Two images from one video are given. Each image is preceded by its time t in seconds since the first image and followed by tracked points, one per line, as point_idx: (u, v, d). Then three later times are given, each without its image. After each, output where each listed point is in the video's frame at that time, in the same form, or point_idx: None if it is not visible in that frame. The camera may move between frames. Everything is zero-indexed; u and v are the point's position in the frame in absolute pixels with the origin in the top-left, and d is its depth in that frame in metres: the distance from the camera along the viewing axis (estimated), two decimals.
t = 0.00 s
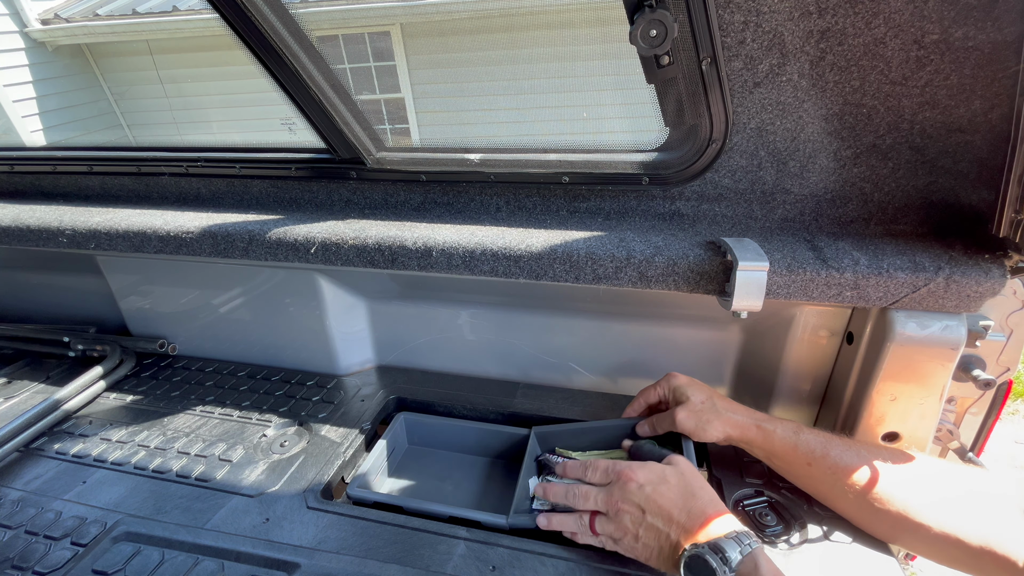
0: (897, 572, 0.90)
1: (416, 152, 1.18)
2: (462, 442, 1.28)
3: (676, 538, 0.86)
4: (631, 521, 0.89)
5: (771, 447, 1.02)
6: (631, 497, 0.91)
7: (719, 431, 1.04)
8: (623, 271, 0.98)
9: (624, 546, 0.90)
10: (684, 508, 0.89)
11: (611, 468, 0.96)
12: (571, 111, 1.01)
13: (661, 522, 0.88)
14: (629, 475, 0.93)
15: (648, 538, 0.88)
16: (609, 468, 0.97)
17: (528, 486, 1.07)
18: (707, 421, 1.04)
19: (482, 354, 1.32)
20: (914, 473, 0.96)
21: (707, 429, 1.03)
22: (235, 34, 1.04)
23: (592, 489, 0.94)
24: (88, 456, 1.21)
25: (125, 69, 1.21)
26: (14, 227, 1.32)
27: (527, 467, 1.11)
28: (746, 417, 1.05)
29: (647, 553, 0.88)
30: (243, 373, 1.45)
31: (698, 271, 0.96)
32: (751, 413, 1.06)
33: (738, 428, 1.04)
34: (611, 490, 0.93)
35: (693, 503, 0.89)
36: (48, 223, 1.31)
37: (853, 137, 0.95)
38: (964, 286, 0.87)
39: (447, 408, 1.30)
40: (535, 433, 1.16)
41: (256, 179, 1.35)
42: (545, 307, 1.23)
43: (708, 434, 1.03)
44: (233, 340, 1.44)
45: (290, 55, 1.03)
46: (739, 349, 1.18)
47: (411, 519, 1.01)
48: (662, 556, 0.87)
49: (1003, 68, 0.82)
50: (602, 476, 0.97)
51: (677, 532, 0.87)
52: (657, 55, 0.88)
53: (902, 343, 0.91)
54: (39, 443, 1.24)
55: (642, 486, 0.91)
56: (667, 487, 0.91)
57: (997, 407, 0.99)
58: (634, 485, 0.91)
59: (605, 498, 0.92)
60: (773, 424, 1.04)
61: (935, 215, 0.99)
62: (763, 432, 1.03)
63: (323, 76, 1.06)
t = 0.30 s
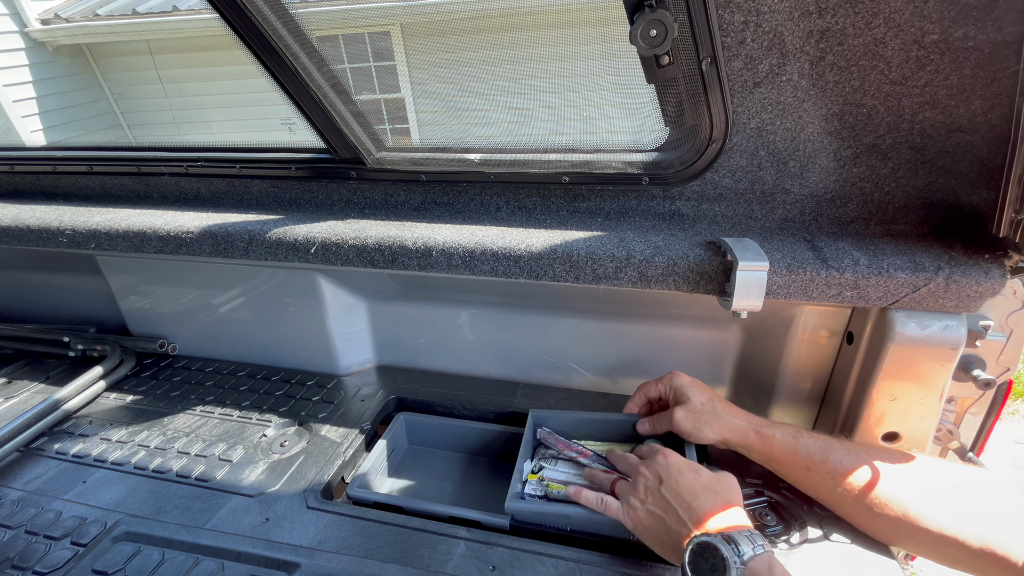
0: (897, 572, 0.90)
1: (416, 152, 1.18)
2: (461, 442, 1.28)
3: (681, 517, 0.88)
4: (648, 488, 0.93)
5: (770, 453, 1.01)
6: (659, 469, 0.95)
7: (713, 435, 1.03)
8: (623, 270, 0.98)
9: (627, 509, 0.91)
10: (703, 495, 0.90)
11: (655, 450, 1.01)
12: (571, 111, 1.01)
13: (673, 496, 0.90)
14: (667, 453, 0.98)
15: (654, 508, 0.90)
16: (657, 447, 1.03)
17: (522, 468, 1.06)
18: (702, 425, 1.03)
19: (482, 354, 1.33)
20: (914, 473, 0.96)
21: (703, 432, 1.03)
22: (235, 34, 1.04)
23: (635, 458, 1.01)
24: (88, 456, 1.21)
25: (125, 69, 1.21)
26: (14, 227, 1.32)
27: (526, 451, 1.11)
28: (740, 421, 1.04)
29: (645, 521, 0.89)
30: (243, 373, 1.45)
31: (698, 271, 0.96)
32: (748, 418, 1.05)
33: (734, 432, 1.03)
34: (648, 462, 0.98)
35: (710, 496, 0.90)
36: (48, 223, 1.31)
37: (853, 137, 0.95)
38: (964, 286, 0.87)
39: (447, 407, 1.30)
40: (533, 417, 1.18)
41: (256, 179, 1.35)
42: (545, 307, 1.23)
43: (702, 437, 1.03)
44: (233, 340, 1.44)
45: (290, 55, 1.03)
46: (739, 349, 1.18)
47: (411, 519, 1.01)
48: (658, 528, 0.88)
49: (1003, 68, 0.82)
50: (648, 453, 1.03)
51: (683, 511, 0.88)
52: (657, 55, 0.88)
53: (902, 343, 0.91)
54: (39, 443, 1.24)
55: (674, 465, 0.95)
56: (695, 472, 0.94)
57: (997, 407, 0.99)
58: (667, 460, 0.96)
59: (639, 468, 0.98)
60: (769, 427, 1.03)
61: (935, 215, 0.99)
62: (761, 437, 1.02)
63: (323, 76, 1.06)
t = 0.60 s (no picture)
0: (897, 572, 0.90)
1: (416, 152, 1.18)
2: (462, 442, 1.28)
3: (682, 521, 0.89)
4: (646, 494, 0.94)
5: (767, 456, 1.02)
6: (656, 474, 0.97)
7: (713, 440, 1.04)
8: (623, 271, 0.98)
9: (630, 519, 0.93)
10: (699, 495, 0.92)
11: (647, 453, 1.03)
12: (571, 111, 1.01)
13: (673, 501, 0.92)
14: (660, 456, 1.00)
15: (656, 515, 0.91)
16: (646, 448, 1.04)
17: (523, 484, 1.09)
18: (701, 431, 1.04)
19: (482, 355, 1.33)
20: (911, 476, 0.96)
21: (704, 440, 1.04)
22: (235, 34, 1.04)
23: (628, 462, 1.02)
24: (88, 456, 1.21)
25: (125, 69, 1.21)
26: (14, 227, 1.32)
27: (525, 467, 1.13)
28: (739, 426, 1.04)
29: (649, 531, 0.91)
30: (243, 373, 1.45)
31: (698, 271, 0.96)
32: (747, 421, 1.04)
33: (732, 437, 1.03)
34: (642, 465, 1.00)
35: (709, 496, 0.92)
36: (48, 223, 1.31)
37: (853, 137, 0.95)
38: (964, 286, 0.87)
39: (448, 408, 1.30)
40: (535, 429, 1.21)
41: (256, 179, 1.35)
42: (545, 307, 1.23)
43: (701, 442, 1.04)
44: (233, 340, 1.44)
45: (290, 55, 1.03)
46: (739, 349, 1.17)
47: (411, 519, 1.01)
48: (663, 537, 0.89)
49: (1003, 68, 0.82)
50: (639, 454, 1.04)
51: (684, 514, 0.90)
52: (657, 55, 0.89)
53: (902, 342, 0.91)
54: (39, 444, 1.24)
55: (668, 468, 0.97)
56: (689, 475, 0.96)
57: (997, 407, 0.99)
58: (662, 465, 0.98)
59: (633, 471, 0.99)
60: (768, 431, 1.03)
61: (935, 215, 0.99)
62: (759, 441, 1.02)
63: (323, 76, 1.06)
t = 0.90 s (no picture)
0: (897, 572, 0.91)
1: (416, 152, 1.18)
2: (462, 443, 1.28)
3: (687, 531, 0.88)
4: (652, 502, 0.90)
5: (760, 475, 1.01)
6: (662, 480, 0.92)
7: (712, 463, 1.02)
8: (623, 271, 0.98)
9: (633, 527, 0.90)
10: (704, 502, 0.90)
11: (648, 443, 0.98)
12: (571, 111, 1.01)
13: (679, 511, 0.89)
14: (666, 456, 0.94)
15: (661, 524, 0.89)
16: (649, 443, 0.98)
17: (523, 485, 1.09)
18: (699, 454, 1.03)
19: (482, 355, 1.33)
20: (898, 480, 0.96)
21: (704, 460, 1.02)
22: (235, 34, 1.04)
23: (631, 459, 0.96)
24: (88, 456, 1.21)
25: (124, 69, 1.21)
26: (14, 227, 1.32)
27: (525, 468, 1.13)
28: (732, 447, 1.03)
29: (653, 538, 0.89)
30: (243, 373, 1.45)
31: (698, 271, 0.96)
32: (741, 443, 1.04)
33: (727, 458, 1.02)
34: (647, 465, 0.94)
35: (711, 499, 0.91)
36: (49, 223, 1.31)
37: (853, 137, 0.95)
38: (964, 286, 0.87)
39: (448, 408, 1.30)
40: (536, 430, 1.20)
41: (256, 179, 1.35)
42: (545, 307, 1.23)
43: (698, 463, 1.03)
44: (233, 340, 1.44)
45: (290, 55, 1.03)
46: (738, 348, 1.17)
47: (411, 519, 1.01)
48: (666, 545, 0.89)
49: (1003, 68, 0.82)
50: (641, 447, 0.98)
51: (691, 526, 0.87)
52: (657, 55, 0.89)
53: (902, 343, 0.91)
54: (39, 444, 1.24)
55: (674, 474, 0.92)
56: (695, 481, 0.92)
57: (997, 407, 0.99)
58: (667, 465, 0.93)
59: (638, 474, 0.93)
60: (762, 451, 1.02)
61: (935, 215, 0.99)
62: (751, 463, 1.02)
63: (323, 76, 1.06)
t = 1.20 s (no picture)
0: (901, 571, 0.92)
1: (416, 152, 1.18)
2: (462, 443, 1.28)
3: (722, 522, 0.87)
4: (705, 480, 0.90)
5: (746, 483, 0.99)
6: (723, 466, 0.90)
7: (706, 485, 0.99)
8: (623, 271, 0.98)
9: (672, 491, 0.91)
10: (752, 498, 0.89)
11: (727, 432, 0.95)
12: (571, 111, 1.01)
13: (724, 501, 0.88)
14: (739, 446, 0.92)
15: (700, 499, 0.90)
16: (731, 429, 0.95)
17: (523, 485, 1.09)
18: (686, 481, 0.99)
19: (482, 354, 1.33)
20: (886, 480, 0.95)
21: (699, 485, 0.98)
22: (235, 34, 1.04)
23: (706, 434, 0.94)
24: (88, 456, 1.21)
25: (125, 69, 1.21)
26: (14, 227, 1.32)
27: (525, 468, 1.12)
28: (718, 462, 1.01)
29: (685, 508, 0.90)
30: (242, 373, 1.44)
31: (698, 271, 0.96)
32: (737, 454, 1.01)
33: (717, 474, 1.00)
34: (717, 447, 0.92)
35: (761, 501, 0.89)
36: (49, 223, 1.31)
37: (853, 137, 0.95)
38: (964, 286, 0.87)
39: (448, 408, 1.30)
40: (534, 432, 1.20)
41: (256, 179, 1.35)
42: (545, 307, 1.23)
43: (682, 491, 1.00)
44: (233, 340, 1.44)
45: (290, 55, 1.03)
46: (738, 349, 1.17)
47: (411, 519, 1.01)
48: (693, 519, 0.89)
49: (1003, 68, 0.82)
50: (721, 429, 0.96)
51: (726, 510, 0.88)
52: (657, 55, 0.89)
53: (903, 343, 0.91)
54: (39, 444, 1.24)
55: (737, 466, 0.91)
56: (753, 478, 0.90)
57: (998, 407, 0.99)
58: (736, 456, 0.91)
59: (704, 450, 0.92)
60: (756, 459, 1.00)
61: (935, 215, 0.99)
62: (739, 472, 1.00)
63: (323, 76, 1.06)
